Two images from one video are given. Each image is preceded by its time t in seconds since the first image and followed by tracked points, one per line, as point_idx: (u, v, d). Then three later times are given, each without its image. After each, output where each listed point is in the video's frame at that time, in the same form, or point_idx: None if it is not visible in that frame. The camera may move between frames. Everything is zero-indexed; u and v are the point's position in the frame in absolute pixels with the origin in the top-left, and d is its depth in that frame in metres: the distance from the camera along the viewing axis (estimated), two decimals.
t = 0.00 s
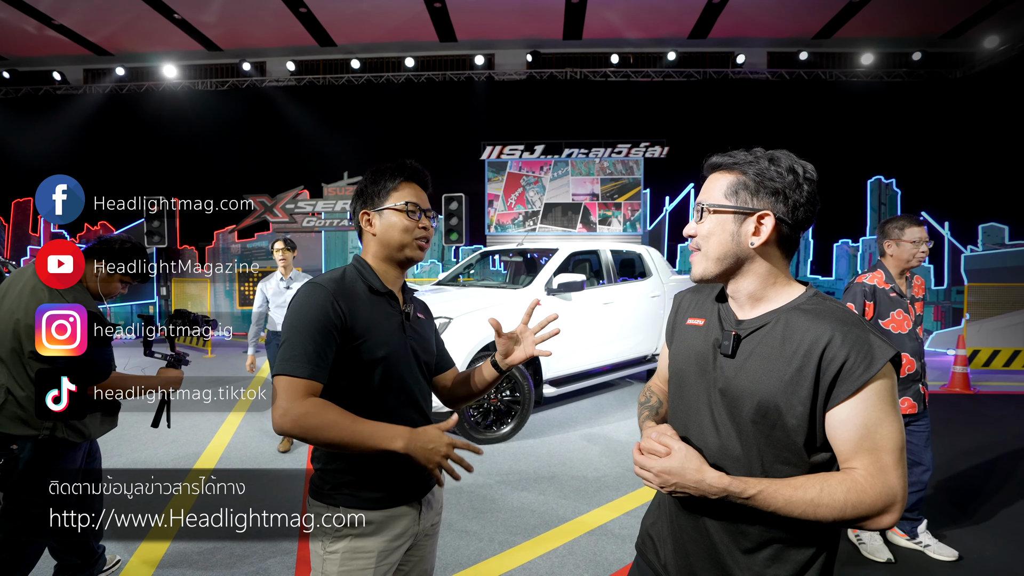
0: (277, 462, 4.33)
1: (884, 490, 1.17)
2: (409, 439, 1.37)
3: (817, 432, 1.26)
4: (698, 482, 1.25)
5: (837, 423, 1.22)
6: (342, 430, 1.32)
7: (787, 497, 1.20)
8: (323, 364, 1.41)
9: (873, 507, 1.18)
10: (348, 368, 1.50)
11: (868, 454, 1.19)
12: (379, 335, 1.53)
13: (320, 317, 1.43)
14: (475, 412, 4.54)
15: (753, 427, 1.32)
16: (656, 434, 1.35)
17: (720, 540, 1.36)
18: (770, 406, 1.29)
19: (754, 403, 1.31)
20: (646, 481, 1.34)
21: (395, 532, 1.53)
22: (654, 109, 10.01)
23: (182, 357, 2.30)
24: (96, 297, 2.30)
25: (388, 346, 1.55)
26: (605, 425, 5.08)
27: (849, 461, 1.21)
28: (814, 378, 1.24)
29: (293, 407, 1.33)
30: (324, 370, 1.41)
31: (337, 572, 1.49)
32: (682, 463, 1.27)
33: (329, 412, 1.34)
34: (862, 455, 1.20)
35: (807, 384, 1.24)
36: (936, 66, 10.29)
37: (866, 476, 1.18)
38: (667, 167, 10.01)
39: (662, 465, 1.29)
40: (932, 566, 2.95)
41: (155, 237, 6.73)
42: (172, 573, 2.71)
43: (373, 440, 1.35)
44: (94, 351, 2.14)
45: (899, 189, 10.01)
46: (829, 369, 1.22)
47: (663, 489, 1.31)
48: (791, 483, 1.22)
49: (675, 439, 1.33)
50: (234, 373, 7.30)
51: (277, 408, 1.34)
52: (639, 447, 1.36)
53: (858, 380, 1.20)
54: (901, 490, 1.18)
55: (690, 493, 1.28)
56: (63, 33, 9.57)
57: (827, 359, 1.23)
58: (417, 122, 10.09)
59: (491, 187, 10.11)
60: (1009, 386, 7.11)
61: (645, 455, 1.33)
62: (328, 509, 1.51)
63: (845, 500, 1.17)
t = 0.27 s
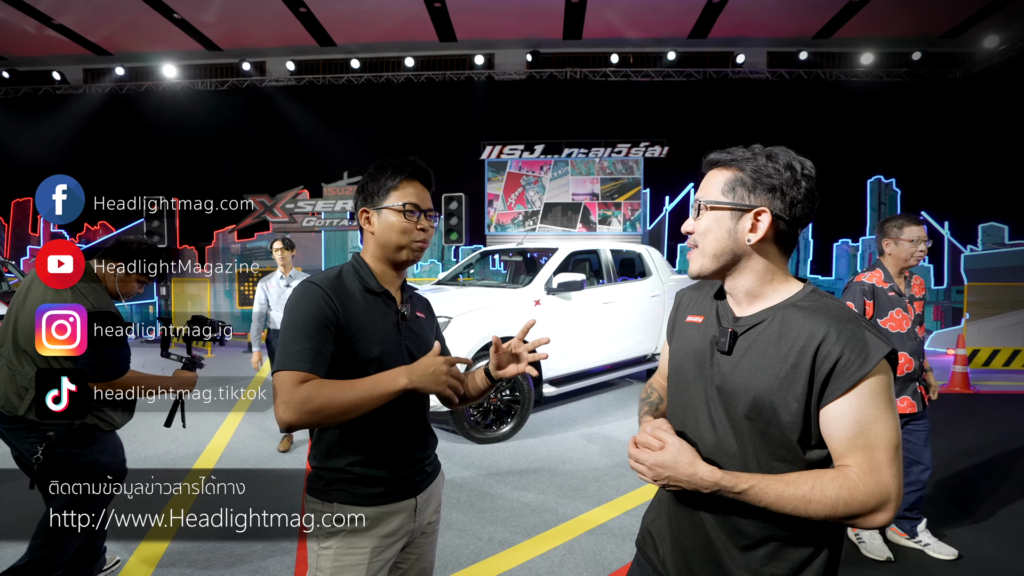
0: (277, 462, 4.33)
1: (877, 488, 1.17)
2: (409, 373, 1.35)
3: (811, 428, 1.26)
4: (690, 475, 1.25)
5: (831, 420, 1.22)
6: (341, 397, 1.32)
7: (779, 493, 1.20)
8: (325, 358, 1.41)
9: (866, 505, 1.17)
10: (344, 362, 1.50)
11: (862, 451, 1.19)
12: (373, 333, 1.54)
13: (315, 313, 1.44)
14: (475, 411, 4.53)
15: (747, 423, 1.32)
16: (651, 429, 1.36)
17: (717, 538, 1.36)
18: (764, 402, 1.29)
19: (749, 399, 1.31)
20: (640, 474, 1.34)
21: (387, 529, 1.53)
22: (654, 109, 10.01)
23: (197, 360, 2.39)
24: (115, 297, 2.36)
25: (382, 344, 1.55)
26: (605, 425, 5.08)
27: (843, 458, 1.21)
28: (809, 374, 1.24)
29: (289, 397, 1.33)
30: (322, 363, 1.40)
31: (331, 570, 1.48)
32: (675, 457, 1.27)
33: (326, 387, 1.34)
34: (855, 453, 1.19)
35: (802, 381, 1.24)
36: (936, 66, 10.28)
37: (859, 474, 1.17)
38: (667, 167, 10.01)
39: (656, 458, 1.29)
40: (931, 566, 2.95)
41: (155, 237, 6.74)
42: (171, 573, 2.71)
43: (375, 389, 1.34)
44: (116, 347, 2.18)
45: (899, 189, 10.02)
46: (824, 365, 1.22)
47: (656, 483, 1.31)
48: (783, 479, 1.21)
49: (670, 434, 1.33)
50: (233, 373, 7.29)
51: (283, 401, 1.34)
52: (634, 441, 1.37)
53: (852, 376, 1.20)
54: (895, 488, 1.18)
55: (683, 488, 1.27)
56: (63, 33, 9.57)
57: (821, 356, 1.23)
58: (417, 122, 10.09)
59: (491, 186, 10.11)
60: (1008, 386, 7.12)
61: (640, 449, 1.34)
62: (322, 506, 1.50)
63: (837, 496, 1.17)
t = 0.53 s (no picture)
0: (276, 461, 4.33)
1: (880, 485, 1.18)
2: (399, 331, 1.34)
3: (813, 427, 1.26)
4: (694, 480, 1.24)
5: (833, 418, 1.22)
6: (339, 370, 1.31)
7: (783, 495, 1.20)
8: (323, 353, 1.41)
9: (868, 502, 1.18)
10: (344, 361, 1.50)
11: (864, 449, 1.19)
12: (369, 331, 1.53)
13: (312, 310, 1.43)
14: (474, 411, 4.52)
15: (750, 424, 1.32)
16: (655, 432, 1.34)
17: (720, 540, 1.36)
18: (766, 403, 1.29)
19: (751, 400, 1.31)
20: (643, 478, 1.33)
21: (378, 527, 1.52)
22: (653, 109, 10.01)
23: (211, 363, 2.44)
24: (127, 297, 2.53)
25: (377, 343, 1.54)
26: (604, 425, 5.07)
27: (845, 457, 1.21)
28: (810, 374, 1.24)
29: (289, 393, 1.32)
30: (323, 359, 1.40)
31: (320, 567, 1.48)
32: (680, 462, 1.25)
33: (322, 368, 1.34)
34: (858, 451, 1.19)
35: (804, 379, 1.24)
36: (935, 66, 10.27)
37: (861, 472, 1.18)
38: (666, 167, 10.02)
39: (660, 463, 1.28)
40: (931, 565, 2.95)
41: (154, 236, 6.74)
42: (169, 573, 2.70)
43: (372, 357, 1.33)
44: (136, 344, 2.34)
45: (898, 188, 10.03)
46: (825, 364, 1.22)
47: (660, 487, 1.30)
48: (786, 480, 1.21)
49: (674, 437, 1.31)
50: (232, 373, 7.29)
51: (285, 394, 1.34)
52: (637, 444, 1.36)
53: (854, 375, 1.20)
54: (897, 484, 1.19)
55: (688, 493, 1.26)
56: (62, 32, 9.55)
57: (822, 355, 1.23)
58: (416, 121, 10.08)
59: (490, 186, 10.10)
60: (1007, 385, 7.13)
61: (643, 452, 1.32)
62: (313, 502, 1.50)
63: (841, 495, 1.17)
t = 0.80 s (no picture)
0: (275, 461, 4.30)
1: (888, 489, 1.14)
2: (408, 360, 1.26)
3: (819, 429, 1.23)
4: (703, 509, 1.19)
5: (839, 418, 1.19)
6: (337, 388, 1.26)
7: (794, 512, 1.15)
8: (324, 353, 1.38)
9: (877, 506, 1.14)
10: (344, 360, 1.46)
11: (871, 452, 1.16)
12: (364, 331, 1.50)
13: (311, 309, 1.40)
14: (472, 410, 4.47)
15: (755, 429, 1.29)
16: (672, 453, 1.32)
17: (719, 540, 1.33)
18: (770, 405, 1.25)
19: (754, 402, 1.28)
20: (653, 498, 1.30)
21: (375, 526, 1.49)
22: (653, 108, 9.98)
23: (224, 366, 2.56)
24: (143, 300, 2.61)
25: (374, 343, 1.51)
26: (604, 424, 5.04)
27: (851, 461, 1.18)
28: (816, 376, 1.20)
29: (291, 400, 1.29)
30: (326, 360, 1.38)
31: (311, 566, 1.46)
32: (691, 487, 1.23)
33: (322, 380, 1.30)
34: (866, 454, 1.16)
35: (809, 378, 1.21)
36: (935, 65, 10.21)
37: (870, 476, 1.14)
38: (666, 166, 10.00)
39: (671, 485, 1.25)
40: (934, 566, 2.92)
41: (152, 236, 6.74)
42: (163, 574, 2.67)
43: (373, 378, 1.26)
44: (150, 344, 2.36)
45: (897, 188, 10.02)
46: (832, 368, 1.19)
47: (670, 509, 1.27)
48: (793, 495, 1.17)
49: (690, 462, 1.29)
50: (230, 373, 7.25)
51: (286, 402, 1.30)
52: (649, 462, 1.34)
53: (861, 378, 1.17)
54: (904, 487, 1.16)
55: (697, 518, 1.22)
56: (59, 31, 9.51)
57: (829, 357, 1.20)
58: (414, 121, 10.05)
59: (489, 185, 10.07)
60: (1007, 384, 7.12)
61: (656, 471, 1.30)
62: (305, 501, 1.48)
63: (850, 503, 1.13)
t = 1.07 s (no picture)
0: (275, 460, 4.32)
1: (891, 480, 1.21)
2: (398, 417, 1.35)
3: (823, 426, 1.28)
4: (724, 516, 1.22)
5: (845, 416, 1.24)
6: (333, 417, 1.33)
7: (811, 511, 1.19)
8: (313, 359, 1.41)
9: (884, 497, 1.21)
10: (335, 363, 1.49)
11: (875, 447, 1.22)
12: (361, 331, 1.52)
13: (303, 312, 1.43)
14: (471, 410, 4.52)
15: (762, 429, 1.32)
16: (683, 463, 1.33)
17: (723, 537, 1.37)
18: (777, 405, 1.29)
19: (761, 401, 1.31)
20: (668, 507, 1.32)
21: (369, 525, 1.52)
22: (651, 108, 10.02)
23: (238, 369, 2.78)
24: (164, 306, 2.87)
25: (367, 344, 1.53)
26: (602, 424, 5.08)
27: (856, 456, 1.23)
28: (823, 377, 1.24)
29: (284, 406, 1.34)
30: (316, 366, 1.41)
31: (306, 565, 1.47)
32: (709, 496, 1.24)
33: (318, 397, 1.36)
34: (869, 449, 1.22)
35: (816, 379, 1.24)
36: (932, 66, 10.27)
37: (876, 469, 1.20)
38: (664, 166, 10.04)
39: (688, 495, 1.26)
40: (928, 564, 2.95)
41: (152, 236, 6.76)
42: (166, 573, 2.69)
43: (362, 424, 1.34)
44: (166, 345, 2.74)
45: (894, 188, 10.08)
46: (839, 368, 1.23)
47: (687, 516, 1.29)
48: (808, 494, 1.21)
49: (702, 471, 1.30)
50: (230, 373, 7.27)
51: (276, 406, 1.36)
52: (660, 471, 1.35)
53: (865, 377, 1.22)
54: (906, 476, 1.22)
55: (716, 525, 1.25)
56: (58, 31, 9.52)
57: (836, 358, 1.24)
58: (414, 121, 10.08)
59: (488, 185, 10.11)
60: (1003, 384, 7.17)
61: (669, 481, 1.31)
62: (301, 499, 1.51)
63: (861, 497, 1.19)
